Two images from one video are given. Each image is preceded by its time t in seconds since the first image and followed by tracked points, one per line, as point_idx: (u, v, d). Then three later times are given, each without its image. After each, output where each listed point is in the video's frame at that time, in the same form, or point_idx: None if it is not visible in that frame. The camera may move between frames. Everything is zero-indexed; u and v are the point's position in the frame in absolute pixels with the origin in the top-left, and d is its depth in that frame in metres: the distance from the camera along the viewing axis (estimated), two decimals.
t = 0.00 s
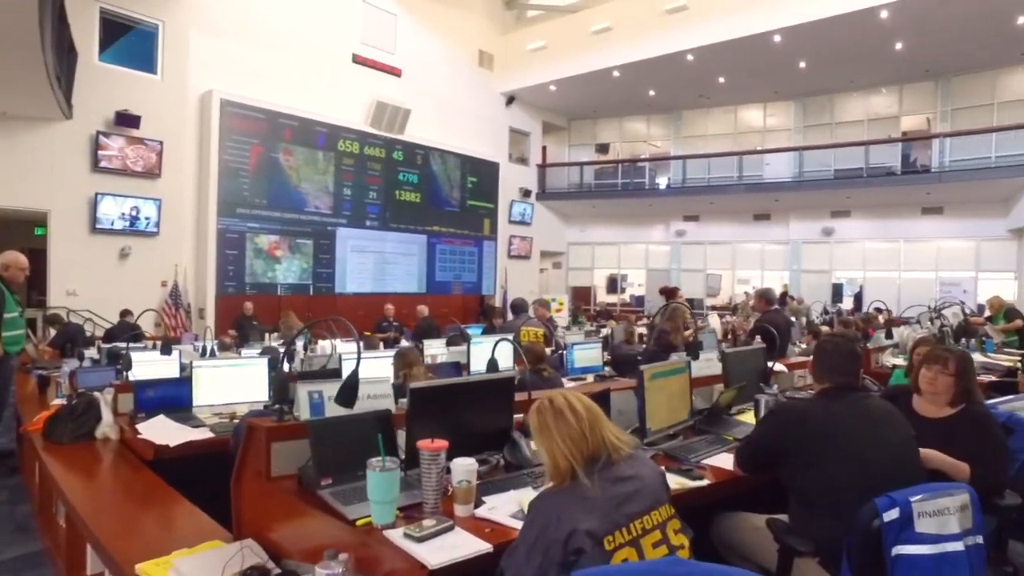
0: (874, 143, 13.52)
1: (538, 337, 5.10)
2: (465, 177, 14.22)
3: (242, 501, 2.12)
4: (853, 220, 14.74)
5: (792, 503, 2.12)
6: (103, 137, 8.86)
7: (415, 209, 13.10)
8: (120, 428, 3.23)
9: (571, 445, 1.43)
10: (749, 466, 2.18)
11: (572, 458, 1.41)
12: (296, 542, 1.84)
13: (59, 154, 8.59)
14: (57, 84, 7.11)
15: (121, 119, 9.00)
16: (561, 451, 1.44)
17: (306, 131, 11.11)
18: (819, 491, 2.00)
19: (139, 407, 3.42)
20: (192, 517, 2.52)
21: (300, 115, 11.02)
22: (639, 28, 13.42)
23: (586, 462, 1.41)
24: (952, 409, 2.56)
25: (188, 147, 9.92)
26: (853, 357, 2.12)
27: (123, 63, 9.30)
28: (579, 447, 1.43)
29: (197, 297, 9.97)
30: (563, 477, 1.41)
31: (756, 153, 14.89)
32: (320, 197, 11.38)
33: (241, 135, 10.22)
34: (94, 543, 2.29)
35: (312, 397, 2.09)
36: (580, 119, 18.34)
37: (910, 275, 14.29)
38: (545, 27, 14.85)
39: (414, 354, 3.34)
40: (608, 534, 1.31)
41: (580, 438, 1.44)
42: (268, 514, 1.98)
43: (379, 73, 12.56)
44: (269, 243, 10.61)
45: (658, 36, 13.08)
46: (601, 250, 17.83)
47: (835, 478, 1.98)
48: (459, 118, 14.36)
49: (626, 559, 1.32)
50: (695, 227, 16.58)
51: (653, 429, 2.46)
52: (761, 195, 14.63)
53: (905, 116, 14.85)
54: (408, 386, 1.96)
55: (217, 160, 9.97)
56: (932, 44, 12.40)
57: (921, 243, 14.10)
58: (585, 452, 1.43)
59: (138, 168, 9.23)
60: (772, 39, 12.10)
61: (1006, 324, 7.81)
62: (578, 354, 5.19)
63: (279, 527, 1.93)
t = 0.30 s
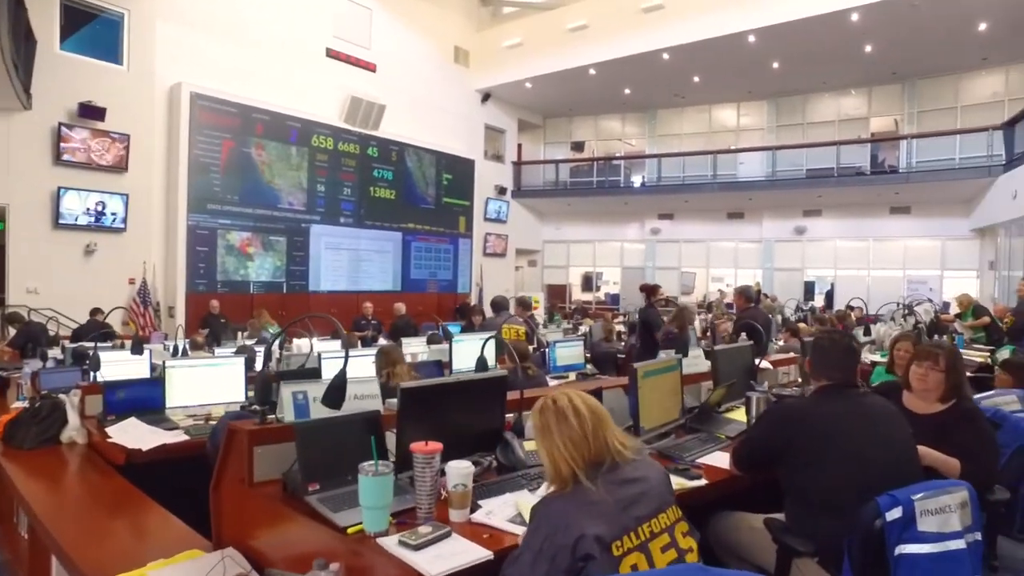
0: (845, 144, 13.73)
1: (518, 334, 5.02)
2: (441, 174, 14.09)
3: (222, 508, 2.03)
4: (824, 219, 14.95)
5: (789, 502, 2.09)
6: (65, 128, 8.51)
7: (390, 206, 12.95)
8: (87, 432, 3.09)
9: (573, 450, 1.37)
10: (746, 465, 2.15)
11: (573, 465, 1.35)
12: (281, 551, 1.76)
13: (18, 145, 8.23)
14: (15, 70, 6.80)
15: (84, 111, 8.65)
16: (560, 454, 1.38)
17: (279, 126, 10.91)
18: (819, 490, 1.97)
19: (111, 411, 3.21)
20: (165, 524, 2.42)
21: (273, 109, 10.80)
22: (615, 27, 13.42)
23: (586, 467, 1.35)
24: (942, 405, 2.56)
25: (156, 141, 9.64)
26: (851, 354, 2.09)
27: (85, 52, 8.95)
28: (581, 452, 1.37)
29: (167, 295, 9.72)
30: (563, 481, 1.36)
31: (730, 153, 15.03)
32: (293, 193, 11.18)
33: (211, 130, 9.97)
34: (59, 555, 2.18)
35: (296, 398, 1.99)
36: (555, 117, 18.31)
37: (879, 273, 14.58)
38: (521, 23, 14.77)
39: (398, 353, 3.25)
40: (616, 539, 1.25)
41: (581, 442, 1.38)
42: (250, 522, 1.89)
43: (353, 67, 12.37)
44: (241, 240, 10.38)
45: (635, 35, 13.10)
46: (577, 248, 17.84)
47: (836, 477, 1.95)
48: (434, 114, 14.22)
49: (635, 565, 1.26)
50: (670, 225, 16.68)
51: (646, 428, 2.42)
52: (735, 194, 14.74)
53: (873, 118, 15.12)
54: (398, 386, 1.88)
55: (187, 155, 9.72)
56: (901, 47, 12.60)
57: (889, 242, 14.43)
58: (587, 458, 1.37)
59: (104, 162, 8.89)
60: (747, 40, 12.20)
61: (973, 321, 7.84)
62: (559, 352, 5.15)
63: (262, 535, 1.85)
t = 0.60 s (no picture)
0: (827, 142, 13.80)
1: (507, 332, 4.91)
2: (424, 170, 13.96)
3: (208, 515, 1.92)
4: (806, 217, 15.03)
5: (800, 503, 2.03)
6: (36, 120, 8.19)
7: (372, 202, 12.80)
8: (62, 436, 2.95)
9: (574, 462, 1.30)
10: (755, 464, 2.09)
11: (571, 477, 1.29)
12: (272, 559, 1.66)
13: None
14: None
15: (61, 103, 8.38)
16: (560, 462, 1.31)
17: (259, 121, 10.71)
18: (832, 490, 1.92)
19: (88, 413, 3.08)
20: (144, 531, 2.31)
21: (253, 104, 10.59)
22: (600, 24, 13.36)
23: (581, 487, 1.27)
24: (947, 401, 2.52)
25: (133, 135, 9.40)
26: (862, 350, 2.05)
27: (56, 41, 8.60)
28: (582, 465, 1.29)
29: (144, 293, 9.49)
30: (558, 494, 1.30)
31: (714, 151, 15.06)
32: (273, 189, 10.99)
33: (189, 124, 9.75)
34: (32, 566, 2.06)
35: (286, 399, 1.89)
36: (539, 113, 18.22)
37: (860, 270, 14.68)
38: (505, 18, 14.63)
39: (389, 349, 3.15)
40: (635, 548, 1.17)
41: (585, 455, 1.30)
42: (238, 529, 1.79)
43: (335, 62, 12.18)
44: (221, 237, 10.18)
45: (619, 32, 13.04)
46: (560, 245, 17.78)
47: (850, 476, 1.90)
48: (417, 110, 14.08)
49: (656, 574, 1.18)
50: (654, 223, 16.69)
51: (648, 427, 2.35)
52: (718, 191, 14.76)
53: (854, 117, 15.23)
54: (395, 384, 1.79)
55: (165, 150, 9.50)
56: (882, 46, 12.67)
57: (869, 240, 14.56)
58: (588, 473, 1.29)
59: (77, 156, 8.58)
60: (730, 37, 12.20)
61: (956, 316, 7.65)
62: (549, 350, 5.07)
63: (252, 543, 1.75)
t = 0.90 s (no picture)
0: (813, 138, 13.83)
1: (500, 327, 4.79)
2: (410, 165, 13.80)
3: (198, 521, 1.81)
4: (792, 212, 15.05)
5: (815, 500, 1.97)
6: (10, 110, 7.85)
7: (358, 197, 12.64)
8: (40, 437, 2.81)
9: (601, 462, 1.21)
10: (771, 461, 2.03)
11: (595, 478, 1.20)
12: (269, 568, 1.56)
13: None
14: None
15: (35, 94, 8.01)
16: (585, 461, 1.23)
17: (242, 114, 10.51)
18: (853, 488, 1.85)
19: (66, 413, 2.94)
20: (128, 537, 2.19)
21: (236, 96, 10.39)
22: (586, 19, 13.28)
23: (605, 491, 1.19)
24: (960, 394, 2.48)
25: (112, 128, 9.16)
26: (882, 343, 2.00)
27: (30, 28, 8.21)
28: (608, 467, 1.20)
29: (126, 289, 9.28)
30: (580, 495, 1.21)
31: (701, 146, 15.05)
32: (258, 183, 10.80)
33: (170, 116, 9.54)
34: None
35: (282, 397, 1.81)
36: (525, 108, 18.10)
37: (845, 266, 14.75)
38: (491, 12, 14.48)
39: (384, 345, 3.07)
40: (670, 557, 1.09)
41: (614, 456, 1.21)
42: (232, 536, 1.69)
43: (320, 54, 11.99)
44: (204, 231, 9.99)
45: (607, 26, 12.96)
46: (547, 240, 17.69)
47: (872, 474, 1.83)
48: (403, 104, 13.92)
49: None
50: (641, 218, 16.67)
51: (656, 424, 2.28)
52: (705, 186, 14.75)
53: (840, 113, 15.29)
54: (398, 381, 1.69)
55: (146, 142, 9.28)
56: (868, 43, 12.70)
57: (854, 235, 14.62)
58: (614, 478, 1.20)
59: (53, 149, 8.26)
60: (718, 33, 12.15)
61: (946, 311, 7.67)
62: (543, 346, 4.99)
63: (247, 550, 1.64)
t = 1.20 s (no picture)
0: (806, 130, 13.80)
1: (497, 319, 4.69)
2: (402, 156, 13.66)
3: (196, 520, 1.74)
4: (784, 205, 15.04)
5: (832, 494, 1.93)
6: None
7: (350, 188, 12.50)
8: (27, 433, 2.71)
9: (636, 456, 1.18)
10: (790, 454, 1.98)
11: (630, 471, 1.17)
12: (272, 570, 1.48)
13: None
14: None
15: (17, 82, 7.76)
16: (619, 455, 1.20)
17: (232, 104, 10.34)
18: (875, 483, 1.80)
19: (55, 408, 2.84)
20: (121, 536, 2.12)
21: (225, 85, 10.22)
22: (580, 10, 13.17)
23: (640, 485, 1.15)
24: (976, 385, 2.43)
25: (99, 117, 8.98)
26: (900, 333, 1.95)
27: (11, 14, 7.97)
28: (643, 461, 1.17)
29: (113, 282, 9.12)
30: (614, 490, 1.18)
31: (693, 138, 15.00)
32: (248, 175, 10.65)
33: (158, 106, 9.38)
34: None
35: (285, 391, 1.69)
36: (517, 100, 17.96)
37: (837, 258, 14.77)
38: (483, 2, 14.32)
39: (385, 337, 3.01)
40: (711, 558, 1.04)
41: (650, 450, 1.18)
42: (232, 537, 1.61)
43: (310, 44, 11.83)
44: (194, 223, 9.84)
45: (601, 17, 12.84)
46: (539, 233, 17.59)
47: (895, 468, 1.77)
48: (395, 94, 13.78)
49: None
50: (633, 210, 16.61)
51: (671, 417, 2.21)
52: (697, 178, 14.70)
53: (832, 106, 15.28)
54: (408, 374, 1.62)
55: (133, 132, 9.11)
56: (861, 35, 12.66)
57: (846, 228, 14.63)
58: (649, 472, 1.16)
59: (35, 139, 8.04)
60: (712, 24, 12.07)
61: (940, 303, 7.70)
62: (542, 337, 4.93)
63: (248, 551, 1.57)
